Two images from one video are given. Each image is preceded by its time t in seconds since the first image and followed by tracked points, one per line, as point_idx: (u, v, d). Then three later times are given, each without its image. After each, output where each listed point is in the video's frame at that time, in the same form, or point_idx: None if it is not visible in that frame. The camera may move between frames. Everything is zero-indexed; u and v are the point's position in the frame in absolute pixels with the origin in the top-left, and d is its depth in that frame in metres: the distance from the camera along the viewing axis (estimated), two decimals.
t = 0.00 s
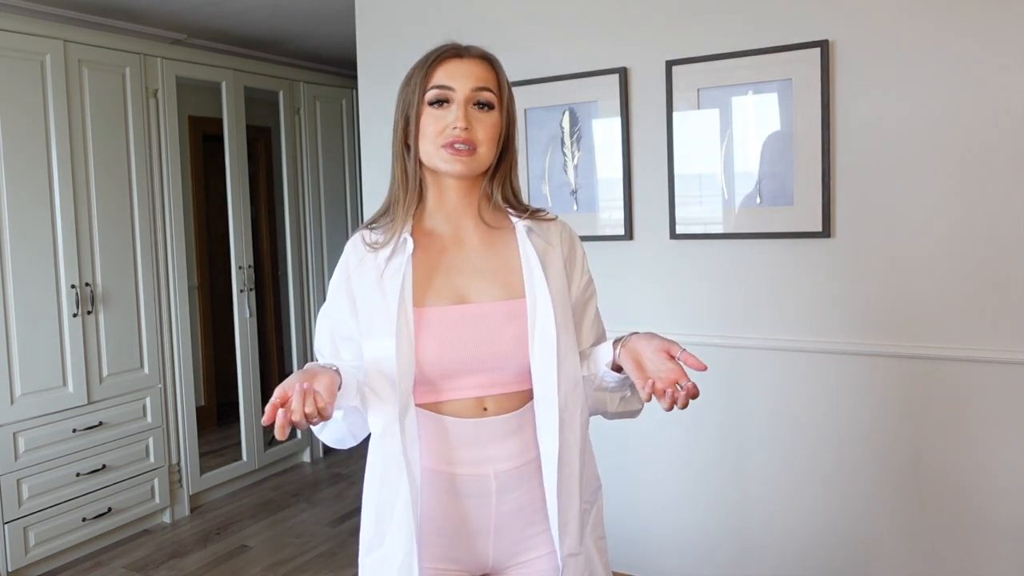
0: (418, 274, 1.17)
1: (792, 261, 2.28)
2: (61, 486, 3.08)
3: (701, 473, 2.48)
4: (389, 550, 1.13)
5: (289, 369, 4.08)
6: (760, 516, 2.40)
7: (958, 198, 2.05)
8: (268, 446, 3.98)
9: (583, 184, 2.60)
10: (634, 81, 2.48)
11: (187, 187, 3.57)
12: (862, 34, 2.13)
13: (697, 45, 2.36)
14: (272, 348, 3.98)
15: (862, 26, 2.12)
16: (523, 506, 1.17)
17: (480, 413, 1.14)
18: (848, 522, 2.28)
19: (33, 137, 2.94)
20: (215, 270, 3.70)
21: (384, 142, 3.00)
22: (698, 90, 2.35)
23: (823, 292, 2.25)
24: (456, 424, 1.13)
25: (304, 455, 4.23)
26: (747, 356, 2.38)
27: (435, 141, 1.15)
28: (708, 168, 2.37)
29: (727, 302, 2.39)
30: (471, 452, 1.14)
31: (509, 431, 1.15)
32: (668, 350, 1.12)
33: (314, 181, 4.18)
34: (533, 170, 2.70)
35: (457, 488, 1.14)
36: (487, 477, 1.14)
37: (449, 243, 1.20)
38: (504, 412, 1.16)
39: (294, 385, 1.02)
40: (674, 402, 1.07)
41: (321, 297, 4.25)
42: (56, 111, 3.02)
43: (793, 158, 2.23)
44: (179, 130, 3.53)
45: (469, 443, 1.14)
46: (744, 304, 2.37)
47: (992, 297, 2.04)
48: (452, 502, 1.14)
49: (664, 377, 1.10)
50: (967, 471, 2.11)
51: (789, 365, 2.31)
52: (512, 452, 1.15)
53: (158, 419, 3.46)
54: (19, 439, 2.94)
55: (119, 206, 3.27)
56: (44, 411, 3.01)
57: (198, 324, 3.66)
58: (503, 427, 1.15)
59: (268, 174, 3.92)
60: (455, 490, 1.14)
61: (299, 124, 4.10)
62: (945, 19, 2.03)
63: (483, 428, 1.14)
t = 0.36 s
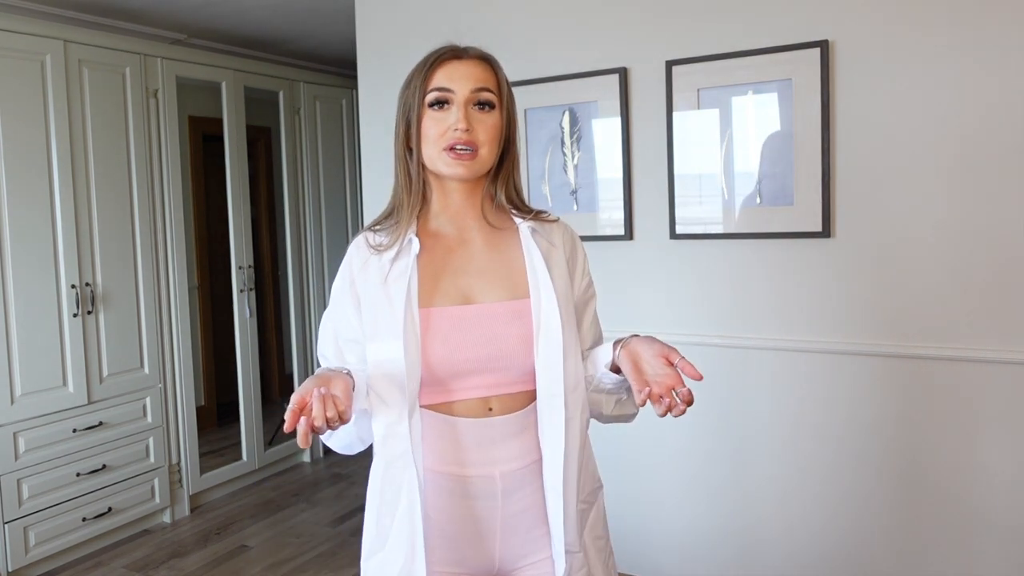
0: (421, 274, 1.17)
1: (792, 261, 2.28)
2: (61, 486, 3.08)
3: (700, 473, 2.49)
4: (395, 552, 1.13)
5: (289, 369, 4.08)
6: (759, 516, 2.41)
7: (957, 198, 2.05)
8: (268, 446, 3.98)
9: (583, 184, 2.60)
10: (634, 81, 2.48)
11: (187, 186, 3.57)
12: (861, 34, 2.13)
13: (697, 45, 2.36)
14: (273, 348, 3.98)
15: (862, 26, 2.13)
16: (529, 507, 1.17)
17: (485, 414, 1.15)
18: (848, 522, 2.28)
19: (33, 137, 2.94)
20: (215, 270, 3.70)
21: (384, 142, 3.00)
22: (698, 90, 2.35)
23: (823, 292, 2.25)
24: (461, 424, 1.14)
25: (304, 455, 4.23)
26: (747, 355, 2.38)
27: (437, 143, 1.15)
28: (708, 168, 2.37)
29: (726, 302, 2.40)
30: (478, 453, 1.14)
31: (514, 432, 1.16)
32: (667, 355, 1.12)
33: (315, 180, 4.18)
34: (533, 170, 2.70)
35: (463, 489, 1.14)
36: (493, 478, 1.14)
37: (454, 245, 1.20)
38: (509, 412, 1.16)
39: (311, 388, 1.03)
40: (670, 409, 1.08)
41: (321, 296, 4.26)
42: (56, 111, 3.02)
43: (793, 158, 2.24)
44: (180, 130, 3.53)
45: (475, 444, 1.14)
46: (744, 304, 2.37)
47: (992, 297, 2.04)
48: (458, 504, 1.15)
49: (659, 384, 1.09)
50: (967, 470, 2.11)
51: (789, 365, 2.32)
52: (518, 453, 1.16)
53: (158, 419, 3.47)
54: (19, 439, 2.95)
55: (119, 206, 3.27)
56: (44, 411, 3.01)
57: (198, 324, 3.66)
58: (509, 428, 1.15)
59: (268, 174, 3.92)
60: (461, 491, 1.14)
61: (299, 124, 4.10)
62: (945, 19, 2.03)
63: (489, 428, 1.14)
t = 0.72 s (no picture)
0: (422, 275, 1.17)
1: (792, 261, 2.28)
2: (61, 486, 3.08)
3: (701, 473, 2.49)
4: (393, 552, 1.13)
5: (289, 369, 4.08)
6: (760, 516, 2.41)
7: (957, 197, 2.05)
8: (268, 446, 3.98)
9: (583, 184, 2.60)
10: (635, 81, 2.48)
11: (187, 186, 3.57)
12: (862, 34, 2.13)
13: (697, 45, 2.36)
14: (273, 347, 3.98)
15: (862, 26, 2.13)
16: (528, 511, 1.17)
17: (485, 415, 1.15)
18: (847, 522, 2.28)
19: (33, 137, 2.94)
20: (215, 270, 3.70)
21: (384, 142, 3.00)
22: (698, 90, 2.35)
23: (823, 292, 2.25)
24: (462, 426, 1.14)
25: (304, 455, 4.23)
26: (748, 355, 2.38)
27: (438, 144, 1.15)
28: (708, 169, 2.37)
29: (726, 302, 2.40)
30: (478, 454, 1.14)
31: (514, 433, 1.16)
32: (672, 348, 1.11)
33: (314, 180, 4.18)
34: (533, 170, 2.70)
35: (465, 490, 1.14)
36: (494, 479, 1.14)
37: (455, 245, 1.20)
38: (509, 413, 1.16)
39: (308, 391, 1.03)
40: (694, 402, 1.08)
41: (322, 296, 4.26)
42: (56, 111, 3.02)
43: (793, 158, 2.23)
44: (180, 129, 3.53)
45: (475, 445, 1.14)
46: (744, 304, 2.37)
47: (993, 297, 2.04)
48: (460, 504, 1.14)
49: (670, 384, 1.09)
50: (966, 470, 2.11)
51: (789, 365, 2.32)
52: (520, 454, 1.16)
53: (158, 419, 3.47)
54: (19, 439, 2.95)
55: (119, 206, 3.27)
56: (43, 411, 3.00)
57: (198, 324, 3.66)
58: (509, 429, 1.15)
59: (269, 174, 3.92)
60: (463, 492, 1.14)
61: (299, 124, 4.10)
62: (945, 18, 2.03)
63: (490, 429, 1.14)
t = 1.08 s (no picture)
0: (423, 270, 1.17)
1: (792, 261, 2.28)
2: (61, 486, 3.08)
3: (701, 473, 2.48)
4: (392, 547, 1.14)
5: (289, 369, 4.08)
6: (760, 516, 2.40)
7: (957, 197, 2.05)
8: (268, 446, 3.98)
9: (583, 184, 2.60)
10: (634, 81, 2.48)
11: (186, 186, 3.57)
12: (862, 34, 2.13)
13: (696, 45, 2.36)
14: (273, 347, 3.99)
15: (861, 26, 2.12)
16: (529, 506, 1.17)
17: (484, 410, 1.14)
18: (846, 522, 2.28)
19: (33, 137, 2.94)
20: (215, 270, 3.70)
21: (383, 141, 3.00)
22: (698, 90, 2.35)
23: (823, 292, 2.25)
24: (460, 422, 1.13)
25: (304, 455, 4.23)
26: (747, 355, 2.38)
27: (439, 141, 1.15)
28: (708, 169, 2.37)
29: (726, 302, 2.39)
30: (475, 451, 1.14)
31: (512, 429, 1.16)
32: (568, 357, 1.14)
33: (314, 180, 4.18)
34: (533, 170, 2.70)
35: (462, 486, 1.14)
36: (492, 475, 1.14)
37: (455, 241, 1.20)
38: (509, 409, 1.16)
39: (342, 381, 1.07)
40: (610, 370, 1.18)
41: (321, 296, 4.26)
42: (56, 111, 3.02)
43: (793, 158, 2.23)
44: (180, 129, 3.53)
45: (474, 441, 1.14)
46: (744, 304, 2.37)
47: (993, 297, 2.04)
48: (458, 500, 1.14)
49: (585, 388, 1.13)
50: (966, 470, 2.11)
51: (790, 364, 2.31)
52: (518, 450, 1.16)
53: (158, 419, 3.47)
54: (19, 439, 2.95)
55: (119, 206, 3.27)
56: (43, 411, 3.00)
57: (198, 324, 3.66)
58: (507, 425, 1.15)
59: (269, 174, 3.92)
60: (460, 488, 1.14)
61: (299, 124, 4.10)
62: (945, 18, 2.02)
63: (488, 425, 1.14)
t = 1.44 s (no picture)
0: (424, 265, 1.17)
1: (792, 261, 2.28)
2: (61, 486, 3.08)
3: (702, 472, 2.48)
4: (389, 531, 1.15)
5: (289, 368, 4.08)
6: (761, 516, 2.40)
7: (957, 197, 2.05)
8: (268, 446, 3.98)
9: (583, 184, 2.60)
10: (634, 81, 2.48)
11: (187, 187, 3.57)
12: (862, 34, 2.13)
13: (697, 45, 2.36)
14: (272, 347, 3.99)
15: (861, 26, 2.13)
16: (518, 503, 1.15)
17: (480, 406, 1.14)
18: (846, 522, 2.28)
19: (33, 137, 2.94)
20: (215, 270, 3.70)
21: (384, 141, 3.00)
22: (698, 90, 2.36)
23: (824, 292, 2.25)
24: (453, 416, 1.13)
25: (304, 455, 4.23)
26: (748, 355, 2.38)
27: (438, 136, 1.16)
28: (709, 169, 2.37)
29: (727, 302, 2.40)
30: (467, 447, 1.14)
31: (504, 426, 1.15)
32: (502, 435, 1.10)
33: (315, 180, 4.18)
34: (533, 170, 2.70)
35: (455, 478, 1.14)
36: (484, 468, 1.14)
37: (454, 235, 1.21)
38: (504, 406, 1.15)
39: (381, 444, 1.08)
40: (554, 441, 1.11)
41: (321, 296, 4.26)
42: (56, 110, 3.02)
43: (794, 157, 2.24)
44: (179, 129, 3.53)
45: (467, 436, 1.13)
46: (744, 304, 2.37)
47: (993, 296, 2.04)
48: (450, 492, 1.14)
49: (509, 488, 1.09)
50: (966, 469, 2.11)
51: (791, 364, 2.32)
52: (510, 445, 1.14)
53: (158, 419, 3.47)
54: (19, 439, 2.94)
55: (119, 205, 3.27)
56: (43, 411, 3.00)
57: (198, 324, 3.66)
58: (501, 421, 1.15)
59: (269, 174, 3.92)
60: (453, 480, 1.14)
61: (299, 124, 4.10)
62: (944, 18, 2.03)
63: (481, 421, 1.13)
